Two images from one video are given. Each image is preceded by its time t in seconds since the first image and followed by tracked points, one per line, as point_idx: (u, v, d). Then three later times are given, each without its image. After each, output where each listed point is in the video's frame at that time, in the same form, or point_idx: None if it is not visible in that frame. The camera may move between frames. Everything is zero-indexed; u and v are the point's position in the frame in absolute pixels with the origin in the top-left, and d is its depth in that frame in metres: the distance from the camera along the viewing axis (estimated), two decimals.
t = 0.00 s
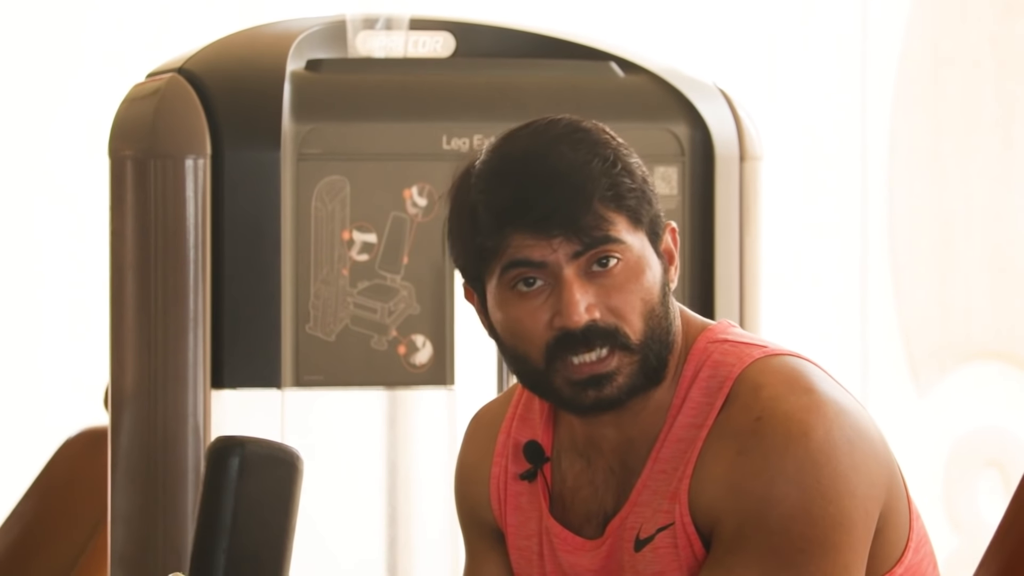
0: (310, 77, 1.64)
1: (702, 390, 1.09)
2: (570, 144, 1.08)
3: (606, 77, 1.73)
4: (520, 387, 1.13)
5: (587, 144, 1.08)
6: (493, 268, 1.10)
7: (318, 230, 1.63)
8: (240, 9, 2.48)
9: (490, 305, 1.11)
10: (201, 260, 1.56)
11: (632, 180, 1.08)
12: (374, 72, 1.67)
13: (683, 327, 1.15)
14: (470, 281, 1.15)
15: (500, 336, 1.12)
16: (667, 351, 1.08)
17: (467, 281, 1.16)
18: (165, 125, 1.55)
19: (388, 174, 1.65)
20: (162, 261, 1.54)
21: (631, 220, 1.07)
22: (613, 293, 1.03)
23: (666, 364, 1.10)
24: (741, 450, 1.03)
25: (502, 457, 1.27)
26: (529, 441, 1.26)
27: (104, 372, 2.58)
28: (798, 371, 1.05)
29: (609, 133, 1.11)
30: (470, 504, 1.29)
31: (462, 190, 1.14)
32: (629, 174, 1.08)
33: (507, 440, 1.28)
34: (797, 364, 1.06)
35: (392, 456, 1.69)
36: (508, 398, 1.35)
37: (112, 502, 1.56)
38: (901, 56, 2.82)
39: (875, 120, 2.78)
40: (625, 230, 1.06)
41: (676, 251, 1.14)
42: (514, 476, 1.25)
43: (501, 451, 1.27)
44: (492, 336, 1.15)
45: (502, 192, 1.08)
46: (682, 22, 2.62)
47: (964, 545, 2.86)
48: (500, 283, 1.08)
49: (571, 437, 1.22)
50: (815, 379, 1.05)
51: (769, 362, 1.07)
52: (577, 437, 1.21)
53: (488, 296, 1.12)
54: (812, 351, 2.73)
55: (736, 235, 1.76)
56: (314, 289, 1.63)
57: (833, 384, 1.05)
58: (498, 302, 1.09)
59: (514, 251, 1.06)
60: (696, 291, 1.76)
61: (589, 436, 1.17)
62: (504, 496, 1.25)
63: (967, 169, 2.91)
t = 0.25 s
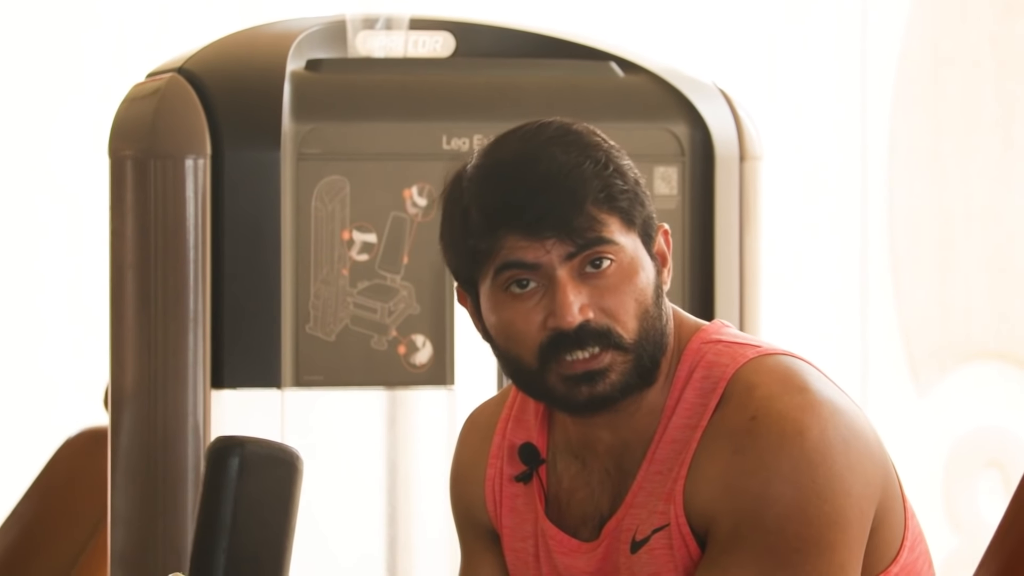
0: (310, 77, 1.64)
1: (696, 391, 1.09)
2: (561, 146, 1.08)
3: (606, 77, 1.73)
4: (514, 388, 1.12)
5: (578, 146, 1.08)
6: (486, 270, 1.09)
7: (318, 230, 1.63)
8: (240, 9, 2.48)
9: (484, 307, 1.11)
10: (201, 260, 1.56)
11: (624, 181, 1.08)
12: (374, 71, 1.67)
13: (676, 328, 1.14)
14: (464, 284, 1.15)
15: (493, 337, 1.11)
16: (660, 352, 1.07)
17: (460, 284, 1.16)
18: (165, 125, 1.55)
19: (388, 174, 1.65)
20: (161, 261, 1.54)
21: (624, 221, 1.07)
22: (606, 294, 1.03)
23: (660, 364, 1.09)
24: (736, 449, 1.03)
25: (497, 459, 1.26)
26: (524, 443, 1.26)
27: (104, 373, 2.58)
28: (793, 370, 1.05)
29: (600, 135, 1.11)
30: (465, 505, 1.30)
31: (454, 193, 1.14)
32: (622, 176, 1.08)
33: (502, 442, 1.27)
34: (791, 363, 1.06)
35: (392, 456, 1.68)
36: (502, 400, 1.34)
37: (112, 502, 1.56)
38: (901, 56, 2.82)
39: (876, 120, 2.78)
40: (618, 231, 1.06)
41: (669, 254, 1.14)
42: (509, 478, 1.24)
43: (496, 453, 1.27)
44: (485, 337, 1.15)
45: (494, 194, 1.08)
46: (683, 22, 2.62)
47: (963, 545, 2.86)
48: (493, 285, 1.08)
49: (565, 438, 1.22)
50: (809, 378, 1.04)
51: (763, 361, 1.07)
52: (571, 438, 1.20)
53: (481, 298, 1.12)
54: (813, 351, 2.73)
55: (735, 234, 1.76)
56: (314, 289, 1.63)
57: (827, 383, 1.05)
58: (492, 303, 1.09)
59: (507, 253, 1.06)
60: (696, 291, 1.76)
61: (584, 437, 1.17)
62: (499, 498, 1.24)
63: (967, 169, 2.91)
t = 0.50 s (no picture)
0: (311, 77, 1.64)
1: (697, 392, 1.09)
2: (568, 146, 1.08)
3: (606, 77, 1.73)
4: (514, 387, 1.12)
5: (585, 146, 1.09)
6: (488, 267, 1.10)
7: (319, 230, 1.63)
8: (241, 9, 2.48)
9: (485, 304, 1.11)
10: (201, 260, 1.56)
11: (630, 183, 1.08)
12: (375, 72, 1.68)
13: (677, 329, 1.15)
14: (466, 280, 1.15)
15: (493, 334, 1.11)
16: (660, 355, 1.07)
17: (462, 280, 1.16)
18: (166, 125, 1.55)
19: (388, 175, 1.65)
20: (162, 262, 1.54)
21: (628, 223, 1.07)
22: (608, 296, 1.02)
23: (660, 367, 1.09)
24: (736, 449, 1.03)
25: (498, 459, 1.26)
26: (525, 443, 1.26)
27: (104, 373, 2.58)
28: (793, 370, 1.05)
29: (607, 136, 1.12)
30: (465, 506, 1.30)
31: (459, 189, 1.14)
32: (627, 178, 1.08)
33: (502, 442, 1.27)
34: (791, 363, 1.06)
35: (392, 456, 1.68)
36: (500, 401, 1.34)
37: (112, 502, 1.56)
38: (901, 56, 2.82)
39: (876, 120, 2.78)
40: (621, 233, 1.06)
41: (671, 256, 1.13)
42: (509, 479, 1.24)
43: (496, 453, 1.27)
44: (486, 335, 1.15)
45: (499, 193, 1.08)
46: (683, 22, 2.62)
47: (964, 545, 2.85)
48: (495, 282, 1.08)
49: (565, 438, 1.22)
50: (810, 378, 1.05)
51: (763, 361, 1.07)
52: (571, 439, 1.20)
53: (483, 295, 1.12)
54: (814, 351, 2.73)
55: (736, 234, 1.76)
56: (315, 289, 1.63)
57: (827, 383, 1.05)
58: (493, 301, 1.09)
59: (510, 252, 1.06)
60: (697, 291, 1.76)
61: (584, 438, 1.17)
62: (500, 499, 1.24)
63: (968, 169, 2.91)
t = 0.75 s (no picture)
0: (310, 77, 1.64)
1: (698, 391, 1.09)
2: (572, 141, 1.09)
3: (606, 77, 1.74)
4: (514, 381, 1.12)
5: (589, 141, 1.09)
6: (490, 260, 1.09)
7: (318, 230, 1.63)
8: (241, 9, 2.48)
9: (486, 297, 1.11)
10: (201, 260, 1.56)
11: (633, 179, 1.08)
12: (375, 72, 1.68)
13: (679, 328, 1.14)
14: (468, 273, 1.15)
15: (494, 327, 1.11)
16: (661, 351, 1.07)
17: (464, 274, 1.16)
18: (165, 125, 1.55)
19: (387, 175, 1.64)
20: (162, 262, 1.54)
21: (631, 219, 1.07)
22: (609, 291, 1.03)
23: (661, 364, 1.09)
24: (737, 449, 1.03)
25: (498, 459, 1.26)
26: (526, 443, 1.25)
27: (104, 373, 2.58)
28: (793, 371, 1.05)
29: (612, 132, 1.12)
30: (465, 506, 1.30)
31: (463, 183, 1.14)
32: (631, 174, 1.08)
33: (503, 442, 1.27)
34: (792, 364, 1.06)
35: (392, 456, 1.68)
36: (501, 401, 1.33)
37: (111, 503, 1.55)
38: (901, 57, 2.82)
39: (875, 120, 2.78)
40: (623, 229, 1.06)
41: (675, 255, 1.14)
42: (510, 478, 1.24)
43: (497, 453, 1.26)
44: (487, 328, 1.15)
45: (503, 186, 1.08)
46: (682, 23, 2.62)
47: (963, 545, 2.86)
48: (497, 275, 1.08)
49: (565, 438, 1.22)
50: (810, 378, 1.05)
51: (764, 361, 1.07)
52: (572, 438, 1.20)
53: (485, 288, 1.11)
54: (813, 351, 2.73)
55: (736, 235, 1.76)
56: (314, 289, 1.63)
57: (827, 383, 1.05)
58: (494, 293, 1.09)
59: (512, 245, 1.06)
60: (696, 291, 1.76)
61: (585, 436, 1.17)
62: (501, 498, 1.24)
63: (967, 169, 2.91)
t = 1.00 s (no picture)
0: (310, 77, 1.64)
1: (699, 392, 1.09)
2: (571, 142, 1.08)
3: (606, 77, 1.74)
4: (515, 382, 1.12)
5: (589, 142, 1.08)
6: (491, 262, 1.09)
7: (318, 230, 1.63)
8: (240, 9, 2.48)
9: (488, 299, 1.11)
10: (200, 260, 1.56)
11: (634, 180, 1.08)
12: (374, 72, 1.68)
13: (680, 329, 1.14)
14: (468, 275, 1.15)
15: (495, 329, 1.11)
16: (662, 352, 1.07)
17: (465, 275, 1.15)
18: (165, 125, 1.55)
19: (386, 175, 1.64)
20: (162, 261, 1.54)
21: (632, 220, 1.07)
22: (610, 292, 1.03)
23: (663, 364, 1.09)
24: (738, 449, 1.03)
25: (499, 459, 1.26)
26: (527, 443, 1.25)
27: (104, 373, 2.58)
28: (795, 371, 1.05)
29: (613, 132, 1.12)
30: (466, 508, 1.29)
31: (462, 184, 1.14)
32: (632, 175, 1.08)
33: (505, 442, 1.27)
34: (793, 364, 1.06)
35: (391, 456, 1.68)
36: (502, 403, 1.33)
37: (112, 503, 1.55)
38: (900, 57, 2.82)
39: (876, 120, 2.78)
40: (624, 230, 1.06)
41: (677, 255, 1.14)
42: (512, 478, 1.24)
43: (499, 453, 1.26)
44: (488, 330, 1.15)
45: (503, 187, 1.08)
46: (680, 23, 2.62)
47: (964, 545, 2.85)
48: (498, 278, 1.08)
49: (568, 438, 1.22)
50: (812, 379, 1.05)
51: (766, 362, 1.07)
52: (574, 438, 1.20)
53: (486, 290, 1.11)
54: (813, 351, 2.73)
55: (735, 235, 1.76)
56: (314, 289, 1.63)
57: (829, 383, 1.05)
58: (495, 295, 1.08)
59: (513, 247, 1.06)
60: (695, 292, 1.76)
61: (587, 436, 1.17)
62: (503, 498, 1.24)
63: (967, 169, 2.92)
